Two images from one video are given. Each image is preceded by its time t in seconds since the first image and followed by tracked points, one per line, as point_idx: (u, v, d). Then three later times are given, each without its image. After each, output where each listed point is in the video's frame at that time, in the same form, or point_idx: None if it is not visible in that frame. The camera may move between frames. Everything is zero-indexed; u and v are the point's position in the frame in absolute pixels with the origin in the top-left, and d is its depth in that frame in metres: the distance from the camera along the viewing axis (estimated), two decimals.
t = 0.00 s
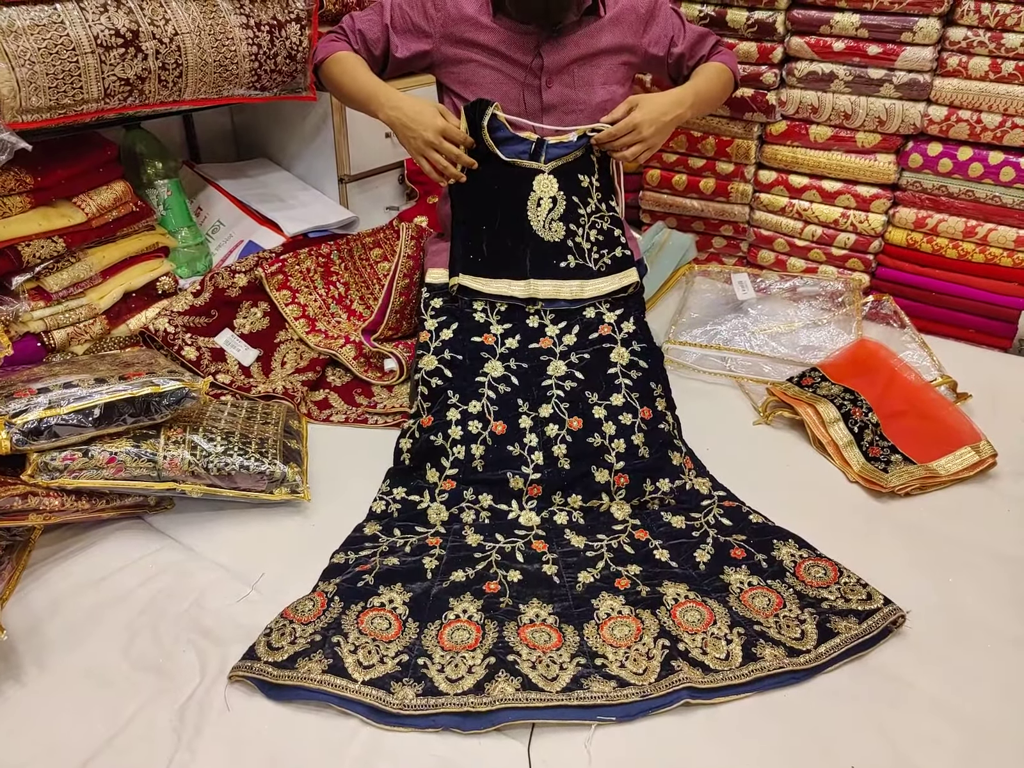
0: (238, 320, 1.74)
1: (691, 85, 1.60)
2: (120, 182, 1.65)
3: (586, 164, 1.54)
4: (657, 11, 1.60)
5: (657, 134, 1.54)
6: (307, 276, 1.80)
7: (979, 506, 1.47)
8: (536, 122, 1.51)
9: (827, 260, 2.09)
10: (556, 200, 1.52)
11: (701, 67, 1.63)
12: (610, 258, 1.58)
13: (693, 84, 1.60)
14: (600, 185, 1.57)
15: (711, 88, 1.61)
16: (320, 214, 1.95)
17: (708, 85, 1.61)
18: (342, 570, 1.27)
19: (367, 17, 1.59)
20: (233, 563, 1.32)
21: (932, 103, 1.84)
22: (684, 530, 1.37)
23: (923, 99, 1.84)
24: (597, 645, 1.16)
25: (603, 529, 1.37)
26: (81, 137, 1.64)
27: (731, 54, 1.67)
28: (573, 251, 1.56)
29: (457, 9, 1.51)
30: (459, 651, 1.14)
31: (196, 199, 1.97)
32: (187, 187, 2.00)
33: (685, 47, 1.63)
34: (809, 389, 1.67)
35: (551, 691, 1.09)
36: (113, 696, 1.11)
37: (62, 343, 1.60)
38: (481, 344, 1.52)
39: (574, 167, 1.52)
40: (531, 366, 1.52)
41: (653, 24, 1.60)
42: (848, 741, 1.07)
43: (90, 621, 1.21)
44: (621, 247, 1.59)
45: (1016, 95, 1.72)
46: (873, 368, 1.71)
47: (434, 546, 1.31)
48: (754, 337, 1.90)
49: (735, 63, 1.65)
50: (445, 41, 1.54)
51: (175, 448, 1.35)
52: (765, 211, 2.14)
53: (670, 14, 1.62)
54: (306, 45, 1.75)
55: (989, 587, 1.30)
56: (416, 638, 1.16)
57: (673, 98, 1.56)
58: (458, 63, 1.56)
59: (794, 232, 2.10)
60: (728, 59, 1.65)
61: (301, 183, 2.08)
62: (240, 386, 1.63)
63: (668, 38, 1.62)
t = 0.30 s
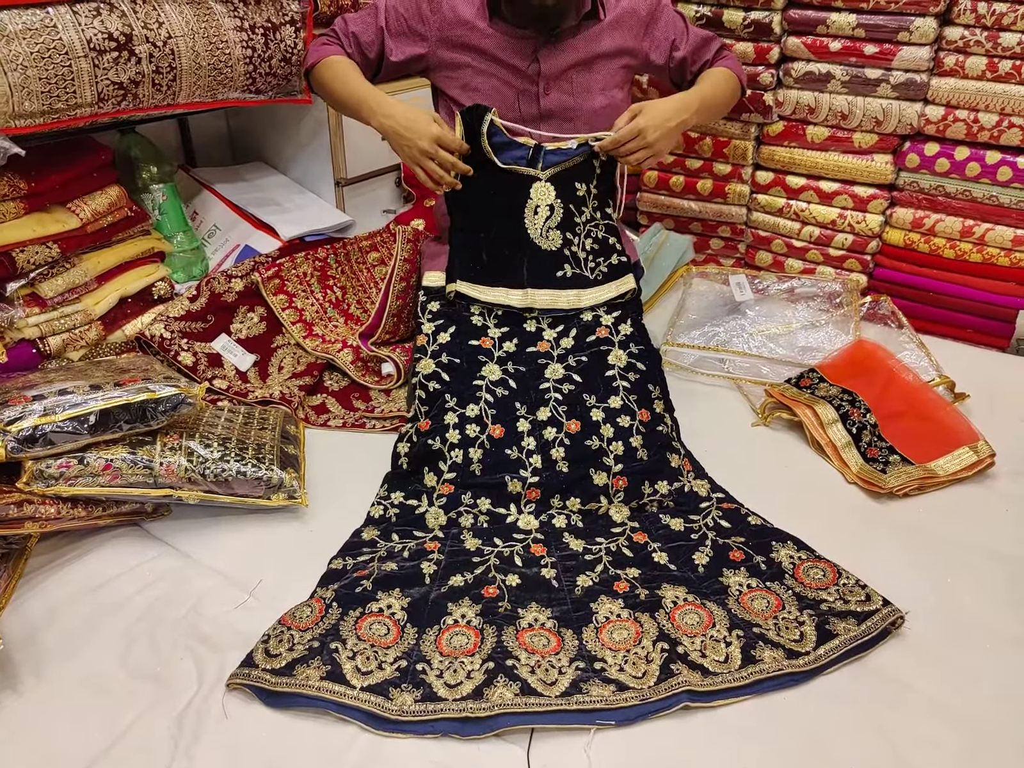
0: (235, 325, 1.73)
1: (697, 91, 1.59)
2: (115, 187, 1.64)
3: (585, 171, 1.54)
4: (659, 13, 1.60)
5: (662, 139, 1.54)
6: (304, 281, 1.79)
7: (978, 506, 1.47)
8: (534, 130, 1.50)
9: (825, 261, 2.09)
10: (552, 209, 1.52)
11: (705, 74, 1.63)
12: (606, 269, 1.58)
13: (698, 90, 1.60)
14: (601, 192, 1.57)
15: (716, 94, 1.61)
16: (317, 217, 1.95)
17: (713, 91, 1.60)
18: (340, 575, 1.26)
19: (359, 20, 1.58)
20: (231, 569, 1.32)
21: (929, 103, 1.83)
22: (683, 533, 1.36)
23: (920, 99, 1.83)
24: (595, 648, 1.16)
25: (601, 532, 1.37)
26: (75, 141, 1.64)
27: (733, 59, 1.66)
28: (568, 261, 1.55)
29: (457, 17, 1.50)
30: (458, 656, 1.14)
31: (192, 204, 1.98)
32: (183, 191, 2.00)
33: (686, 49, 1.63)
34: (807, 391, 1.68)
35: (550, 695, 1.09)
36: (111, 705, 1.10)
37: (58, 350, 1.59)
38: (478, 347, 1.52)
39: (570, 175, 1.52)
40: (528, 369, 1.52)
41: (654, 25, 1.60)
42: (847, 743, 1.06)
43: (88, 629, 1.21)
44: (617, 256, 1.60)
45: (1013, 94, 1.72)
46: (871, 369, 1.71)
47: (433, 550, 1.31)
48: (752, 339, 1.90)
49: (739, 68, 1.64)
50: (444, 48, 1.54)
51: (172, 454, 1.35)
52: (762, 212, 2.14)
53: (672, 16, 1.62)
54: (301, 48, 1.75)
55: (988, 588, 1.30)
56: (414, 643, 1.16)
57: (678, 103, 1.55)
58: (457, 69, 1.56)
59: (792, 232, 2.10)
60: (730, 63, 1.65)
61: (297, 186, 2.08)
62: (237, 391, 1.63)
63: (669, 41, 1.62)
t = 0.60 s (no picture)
0: (233, 328, 1.73)
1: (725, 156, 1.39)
2: (113, 190, 1.65)
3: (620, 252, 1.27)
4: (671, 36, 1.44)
5: (715, 197, 1.28)
6: (303, 283, 1.81)
7: (977, 507, 1.47)
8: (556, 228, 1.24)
9: (824, 263, 2.10)
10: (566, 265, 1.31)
11: (730, 128, 1.42)
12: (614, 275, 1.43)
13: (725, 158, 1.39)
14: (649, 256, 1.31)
15: (749, 152, 1.40)
16: (316, 219, 1.96)
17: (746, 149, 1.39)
18: (339, 578, 1.26)
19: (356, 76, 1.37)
20: (231, 572, 1.32)
21: (927, 105, 1.84)
22: (682, 535, 1.37)
23: (918, 101, 1.84)
24: (595, 651, 1.16)
25: (601, 535, 1.37)
26: (73, 145, 1.64)
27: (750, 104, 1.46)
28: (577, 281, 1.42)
29: (472, 31, 1.37)
30: (458, 658, 1.14)
31: (190, 207, 1.98)
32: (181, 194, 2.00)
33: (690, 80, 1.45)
34: (806, 393, 1.68)
35: (549, 698, 1.09)
36: (110, 708, 1.10)
37: (56, 353, 1.59)
38: (478, 352, 1.46)
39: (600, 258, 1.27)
40: (529, 374, 1.47)
41: (665, 48, 1.45)
42: (848, 747, 1.06)
43: (86, 632, 1.21)
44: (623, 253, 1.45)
45: (1012, 96, 1.72)
46: (871, 372, 1.71)
47: (432, 553, 1.31)
48: (751, 340, 1.90)
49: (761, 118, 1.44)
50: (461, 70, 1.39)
51: (171, 457, 1.35)
52: (762, 214, 2.14)
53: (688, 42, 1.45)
54: (300, 51, 1.76)
55: (989, 592, 1.29)
56: (413, 646, 1.15)
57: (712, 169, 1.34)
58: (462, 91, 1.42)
59: (791, 234, 2.10)
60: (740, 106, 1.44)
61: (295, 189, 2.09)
62: (236, 394, 1.62)
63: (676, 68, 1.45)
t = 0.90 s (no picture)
0: (236, 328, 1.74)
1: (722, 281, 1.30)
2: (117, 190, 1.66)
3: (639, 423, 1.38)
4: (676, 83, 1.34)
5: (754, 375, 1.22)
6: (305, 285, 1.81)
7: (977, 512, 1.47)
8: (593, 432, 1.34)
9: (826, 266, 2.10)
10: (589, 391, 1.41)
11: (730, 237, 1.31)
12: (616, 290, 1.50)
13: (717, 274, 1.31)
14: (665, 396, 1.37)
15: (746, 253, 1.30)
16: (319, 221, 1.97)
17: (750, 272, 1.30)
18: (340, 579, 1.26)
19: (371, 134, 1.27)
20: (233, 571, 1.32)
21: (931, 109, 1.84)
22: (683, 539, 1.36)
23: (923, 105, 1.84)
24: (595, 654, 1.16)
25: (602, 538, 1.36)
26: (77, 145, 1.65)
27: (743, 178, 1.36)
28: (584, 297, 1.49)
29: (481, 73, 1.31)
30: (458, 661, 1.13)
31: (193, 207, 1.99)
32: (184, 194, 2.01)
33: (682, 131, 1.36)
34: (807, 397, 1.69)
35: (549, 701, 1.09)
36: (111, 706, 1.10)
37: (59, 352, 1.59)
38: (479, 356, 1.46)
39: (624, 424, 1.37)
40: (529, 380, 1.46)
41: (668, 94, 1.36)
42: (847, 752, 1.06)
43: (87, 631, 1.21)
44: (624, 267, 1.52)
45: (1016, 100, 1.73)
46: (872, 376, 1.71)
47: (433, 555, 1.31)
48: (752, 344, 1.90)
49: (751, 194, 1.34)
50: (474, 114, 1.34)
51: (173, 457, 1.35)
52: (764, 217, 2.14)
53: (695, 93, 1.35)
54: (304, 52, 1.77)
55: (989, 597, 1.29)
56: (414, 647, 1.15)
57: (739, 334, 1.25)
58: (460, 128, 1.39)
59: (793, 237, 2.11)
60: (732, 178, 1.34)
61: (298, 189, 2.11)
62: (237, 394, 1.63)
63: (674, 116, 1.36)
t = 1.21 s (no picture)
0: (236, 327, 1.73)
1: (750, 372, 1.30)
2: (117, 188, 1.66)
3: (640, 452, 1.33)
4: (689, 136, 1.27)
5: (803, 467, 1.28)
6: (304, 283, 1.80)
7: (979, 511, 1.47)
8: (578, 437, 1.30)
9: (827, 266, 2.10)
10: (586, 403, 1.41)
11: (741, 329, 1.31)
12: (616, 289, 1.50)
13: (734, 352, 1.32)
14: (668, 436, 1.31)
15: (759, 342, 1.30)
16: (320, 220, 1.97)
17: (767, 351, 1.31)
18: (341, 577, 1.26)
19: (370, 206, 1.21)
20: (233, 570, 1.32)
21: (934, 107, 1.84)
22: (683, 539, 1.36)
23: (925, 104, 1.84)
24: (595, 653, 1.16)
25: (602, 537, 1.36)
26: (76, 142, 1.65)
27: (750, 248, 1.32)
28: (584, 298, 1.50)
29: (481, 126, 1.24)
30: (458, 658, 1.13)
31: (193, 205, 1.99)
32: (185, 194, 2.01)
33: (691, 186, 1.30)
34: (808, 396, 1.68)
35: (548, 698, 1.09)
36: (111, 704, 1.10)
37: (59, 351, 1.59)
38: (479, 358, 1.45)
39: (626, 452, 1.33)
40: (530, 380, 1.45)
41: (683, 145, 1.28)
42: (847, 750, 1.06)
43: (87, 629, 1.21)
44: (622, 265, 1.52)
45: (1018, 99, 1.72)
46: (873, 376, 1.70)
47: (433, 553, 1.28)
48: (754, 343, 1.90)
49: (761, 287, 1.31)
50: (477, 162, 1.28)
51: (173, 456, 1.35)
52: (765, 216, 2.14)
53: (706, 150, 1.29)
54: (304, 49, 1.77)
55: (991, 597, 1.29)
56: (414, 645, 1.15)
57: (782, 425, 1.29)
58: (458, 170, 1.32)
59: (795, 237, 2.11)
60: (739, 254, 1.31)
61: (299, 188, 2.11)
62: (238, 393, 1.63)
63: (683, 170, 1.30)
